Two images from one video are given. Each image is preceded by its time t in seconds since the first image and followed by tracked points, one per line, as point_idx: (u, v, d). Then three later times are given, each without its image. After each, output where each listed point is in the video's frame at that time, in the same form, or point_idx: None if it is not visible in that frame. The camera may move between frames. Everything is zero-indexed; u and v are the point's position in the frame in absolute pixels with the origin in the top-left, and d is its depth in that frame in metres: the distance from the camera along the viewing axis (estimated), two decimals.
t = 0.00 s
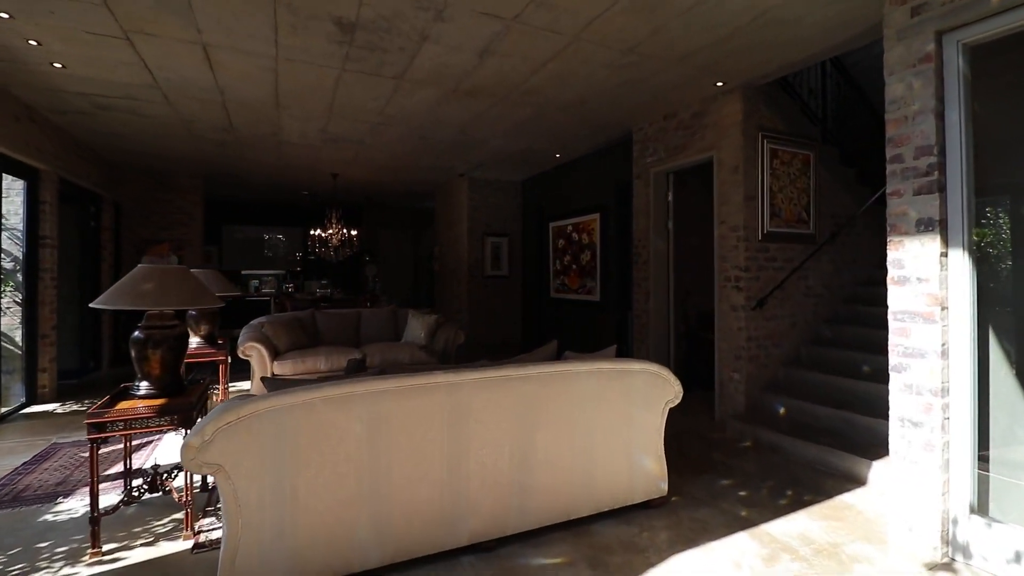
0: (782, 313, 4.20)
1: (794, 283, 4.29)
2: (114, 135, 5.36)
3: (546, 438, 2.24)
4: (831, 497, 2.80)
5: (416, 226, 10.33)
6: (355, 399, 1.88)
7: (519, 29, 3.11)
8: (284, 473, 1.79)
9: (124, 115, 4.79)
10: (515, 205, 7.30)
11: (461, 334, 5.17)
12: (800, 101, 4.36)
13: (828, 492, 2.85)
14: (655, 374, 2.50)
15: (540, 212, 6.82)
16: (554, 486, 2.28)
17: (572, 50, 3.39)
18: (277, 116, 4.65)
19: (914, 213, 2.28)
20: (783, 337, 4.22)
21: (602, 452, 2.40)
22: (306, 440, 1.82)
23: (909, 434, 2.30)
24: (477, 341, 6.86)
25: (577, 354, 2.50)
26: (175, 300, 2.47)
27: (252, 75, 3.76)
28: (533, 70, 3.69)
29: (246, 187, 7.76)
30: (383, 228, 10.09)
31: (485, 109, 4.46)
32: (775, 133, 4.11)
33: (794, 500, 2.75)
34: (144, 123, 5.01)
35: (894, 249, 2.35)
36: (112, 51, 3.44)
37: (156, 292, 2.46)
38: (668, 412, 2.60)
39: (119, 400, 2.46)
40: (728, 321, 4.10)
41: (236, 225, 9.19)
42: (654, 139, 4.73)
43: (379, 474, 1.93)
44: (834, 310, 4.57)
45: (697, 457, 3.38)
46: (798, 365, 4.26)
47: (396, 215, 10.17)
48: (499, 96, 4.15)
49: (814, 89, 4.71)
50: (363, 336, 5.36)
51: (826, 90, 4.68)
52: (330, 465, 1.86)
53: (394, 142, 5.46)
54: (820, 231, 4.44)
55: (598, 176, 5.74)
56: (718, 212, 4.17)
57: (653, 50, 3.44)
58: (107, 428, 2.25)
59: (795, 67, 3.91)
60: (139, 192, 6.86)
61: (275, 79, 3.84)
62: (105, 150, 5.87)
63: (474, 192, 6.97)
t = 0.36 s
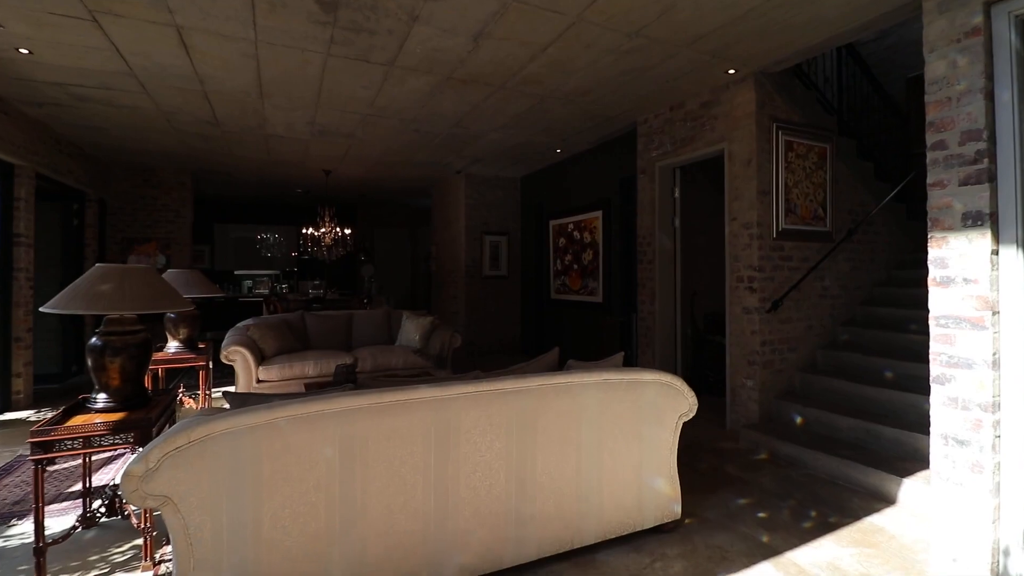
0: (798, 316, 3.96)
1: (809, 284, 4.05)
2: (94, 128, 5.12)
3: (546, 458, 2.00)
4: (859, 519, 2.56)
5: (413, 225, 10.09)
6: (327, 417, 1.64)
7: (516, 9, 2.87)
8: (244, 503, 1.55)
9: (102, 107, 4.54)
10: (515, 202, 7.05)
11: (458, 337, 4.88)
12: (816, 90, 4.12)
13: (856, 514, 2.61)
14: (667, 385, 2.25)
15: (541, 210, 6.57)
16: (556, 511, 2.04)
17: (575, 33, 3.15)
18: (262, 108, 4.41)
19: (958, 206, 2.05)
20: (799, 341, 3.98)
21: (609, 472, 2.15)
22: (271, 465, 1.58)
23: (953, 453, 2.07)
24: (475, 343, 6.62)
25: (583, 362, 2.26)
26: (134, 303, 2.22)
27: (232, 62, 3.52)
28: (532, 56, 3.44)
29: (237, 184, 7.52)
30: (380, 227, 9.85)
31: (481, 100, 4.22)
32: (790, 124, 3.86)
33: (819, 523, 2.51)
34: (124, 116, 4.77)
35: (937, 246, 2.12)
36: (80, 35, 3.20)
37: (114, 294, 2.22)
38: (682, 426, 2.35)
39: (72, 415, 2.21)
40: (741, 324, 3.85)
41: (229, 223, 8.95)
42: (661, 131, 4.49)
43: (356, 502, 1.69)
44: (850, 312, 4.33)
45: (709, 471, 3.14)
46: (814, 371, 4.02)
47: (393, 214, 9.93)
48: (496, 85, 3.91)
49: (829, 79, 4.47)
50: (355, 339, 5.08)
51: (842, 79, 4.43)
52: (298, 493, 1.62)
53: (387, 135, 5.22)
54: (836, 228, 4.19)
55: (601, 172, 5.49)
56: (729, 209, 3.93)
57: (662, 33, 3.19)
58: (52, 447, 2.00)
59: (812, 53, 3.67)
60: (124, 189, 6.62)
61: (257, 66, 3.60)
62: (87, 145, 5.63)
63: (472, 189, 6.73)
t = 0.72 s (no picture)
0: (809, 319, 3.73)
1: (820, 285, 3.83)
2: (63, 121, 4.84)
3: (542, 486, 1.75)
4: (885, 545, 2.32)
5: (405, 224, 9.84)
6: (283, 446, 1.39)
7: None
8: (180, 551, 1.29)
9: (68, 97, 4.26)
10: (509, 200, 6.80)
11: (450, 341, 4.63)
12: (827, 80, 3.90)
13: (882, 539, 2.37)
14: (677, 400, 2.01)
15: (536, 208, 6.33)
16: (553, 547, 1.79)
17: (572, 13, 2.90)
18: (239, 98, 4.14)
19: (1007, 198, 1.87)
20: (810, 345, 3.75)
21: (612, 500, 1.91)
22: (214, 505, 1.32)
23: (1000, 477, 1.98)
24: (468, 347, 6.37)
25: (583, 374, 2.01)
26: (74, 309, 1.97)
27: (201, 45, 3.26)
28: (526, 40, 3.19)
29: (221, 181, 7.24)
30: (371, 226, 9.58)
31: (473, 90, 3.97)
32: (801, 116, 3.63)
33: (842, 550, 2.27)
34: (93, 107, 4.48)
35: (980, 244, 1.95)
36: (32, 14, 2.92)
37: (51, 298, 1.97)
38: (692, 445, 2.11)
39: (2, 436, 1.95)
40: (749, 328, 3.62)
41: (214, 223, 8.67)
42: (663, 124, 4.25)
43: (318, 545, 1.44)
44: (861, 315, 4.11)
45: (718, 488, 2.89)
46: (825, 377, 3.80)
47: (384, 212, 9.66)
48: (488, 73, 3.66)
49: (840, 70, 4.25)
50: (341, 344, 4.82)
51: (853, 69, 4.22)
52: (247, 536, 1.36)
53: (375, 130, 4.96)
54: (848, 226, 3.97)
55: (599, 168, 5.25)
56: (736, 205, 3.69)
57: (667, 15, 2.95)
58: None
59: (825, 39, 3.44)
60: (101, 186, 6.33)
61: (229, 51, 3.33)
62: (57, 139, 5.33)
63: (465, 186, 6.47)
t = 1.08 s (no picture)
0: (804, 322, 3.55)
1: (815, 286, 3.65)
2: (10, 109, 4.50)
3: (517, 519, 1.51)
4: (897, 570, 2.13)
5: (386, 223, 9.54)
6: (199, 484, 1.13)
7: None
8: None
9: (9, 81, 3.92)
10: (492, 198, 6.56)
11: (427, 345, 4.38)
12: (823, 72, 3.72)
13: (892, 563, 2.17)
14: (672, 415, 1.78)
15: (520, 206, 6.09)
16: None
17: None
18: (198, 84, 3.84)
19: None
20: (806, 350, 3.57)
21: (598, 531, 1.67)
22: (108, 561, 1.06)
23: None
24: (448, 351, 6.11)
25: (566, 388, 1.78)
26: None
27: (149, 23, 2.96)
28: (506, 21, 2.95)
29: (189, 177, 6.88)
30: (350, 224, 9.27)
31: (450, 79, 3.72)
32: (797, 107, 3.44)
33: None
34: (39, 93, 4.14)
35: (1009, 240, 1.81)
36: None
37: None
38: (688, 465, 1.88)
39: None
40: (742, 332, 3.42)
41: (183, 220, 8.30)
42: (651, 117, 4.05)
43: None
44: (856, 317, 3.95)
45: (712, 505, 2.68)
46: (821, 382, 3.62)
47: (364, 210, 9.36)
48: (465, 59, 3.41)
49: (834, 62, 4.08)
50: (311, 348, 4.53)
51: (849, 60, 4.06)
52: None
53: (348, 122, 4.68)
54: (844, 224, 3.80)
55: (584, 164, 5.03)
56: (728, 201, 3.49)
57: None
58: None
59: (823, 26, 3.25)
60: (57, 180, 5.95)
61: (181, 29, 3.04)
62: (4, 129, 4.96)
63: (446, 183, 6.21)
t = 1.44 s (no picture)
0: (789, 325, 3.36)
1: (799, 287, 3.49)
2: None
3: (469, 569, 1.26)
4: None
5: (357, 221, 9.19)
6: (33, 554, 0.85)
7: None
8: None
9: None
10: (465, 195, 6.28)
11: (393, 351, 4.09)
12: (808, 62, 3.55)
13: None
14: (653, 436, 1.55)
15: (494, 203, 5.84)
16: None
17: None
18: (136, 65, 3.49)
19: None
20: (790, 355, 3.39)
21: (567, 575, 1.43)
22: None
23: None
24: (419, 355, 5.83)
25: (532, 408, 1.53)
26: None
27: None
28: None
29: (142, 171, 6.46)
30: (320, 222, 8.90)
31: (414, 63, 3.44)
32: (782, 98, 3.26)
33: None
34: None
35: None
36: None
37: None
38: (671, 492, 1.65)
39: None
40: (725, 336, 3.22)
41: (139, 217, 7.85)
42: (629, 109, 3.83)
43: None
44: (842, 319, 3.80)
45: (695, 526, 2.46)
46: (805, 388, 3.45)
47: (335, 208, 8.99)
48: (428, 41, 3.14)
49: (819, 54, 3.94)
50: (267, 354, 4.20)
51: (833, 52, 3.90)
52: None
53: (307, 112, 4.36)
54: (828, 222, 3.64)
55: (560, 159, 4.80)
56: (710, 197, 3.29)
57: None
58: None
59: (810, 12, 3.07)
60: None
61: None
62: None
63: (416, 179, 5.92)
